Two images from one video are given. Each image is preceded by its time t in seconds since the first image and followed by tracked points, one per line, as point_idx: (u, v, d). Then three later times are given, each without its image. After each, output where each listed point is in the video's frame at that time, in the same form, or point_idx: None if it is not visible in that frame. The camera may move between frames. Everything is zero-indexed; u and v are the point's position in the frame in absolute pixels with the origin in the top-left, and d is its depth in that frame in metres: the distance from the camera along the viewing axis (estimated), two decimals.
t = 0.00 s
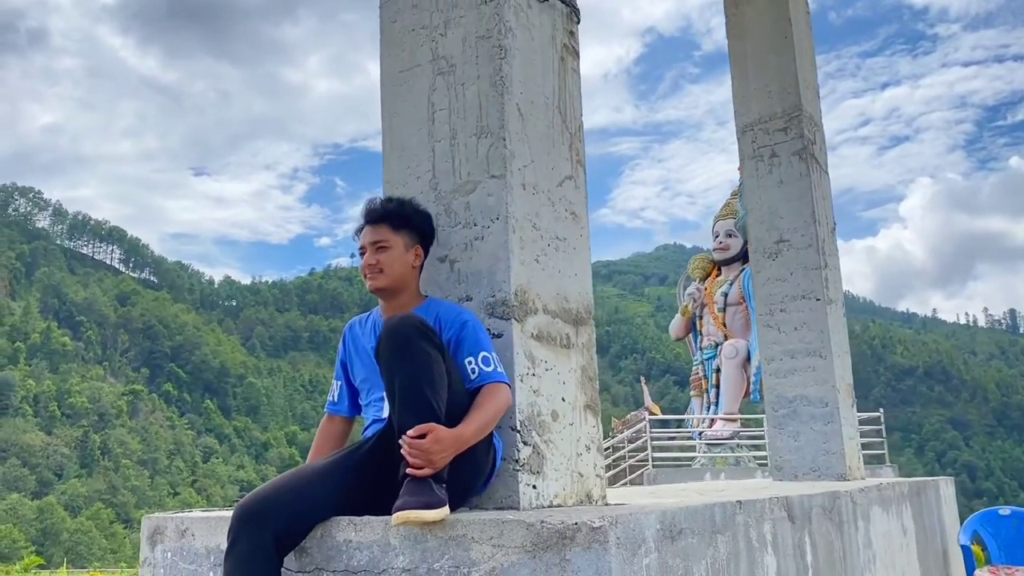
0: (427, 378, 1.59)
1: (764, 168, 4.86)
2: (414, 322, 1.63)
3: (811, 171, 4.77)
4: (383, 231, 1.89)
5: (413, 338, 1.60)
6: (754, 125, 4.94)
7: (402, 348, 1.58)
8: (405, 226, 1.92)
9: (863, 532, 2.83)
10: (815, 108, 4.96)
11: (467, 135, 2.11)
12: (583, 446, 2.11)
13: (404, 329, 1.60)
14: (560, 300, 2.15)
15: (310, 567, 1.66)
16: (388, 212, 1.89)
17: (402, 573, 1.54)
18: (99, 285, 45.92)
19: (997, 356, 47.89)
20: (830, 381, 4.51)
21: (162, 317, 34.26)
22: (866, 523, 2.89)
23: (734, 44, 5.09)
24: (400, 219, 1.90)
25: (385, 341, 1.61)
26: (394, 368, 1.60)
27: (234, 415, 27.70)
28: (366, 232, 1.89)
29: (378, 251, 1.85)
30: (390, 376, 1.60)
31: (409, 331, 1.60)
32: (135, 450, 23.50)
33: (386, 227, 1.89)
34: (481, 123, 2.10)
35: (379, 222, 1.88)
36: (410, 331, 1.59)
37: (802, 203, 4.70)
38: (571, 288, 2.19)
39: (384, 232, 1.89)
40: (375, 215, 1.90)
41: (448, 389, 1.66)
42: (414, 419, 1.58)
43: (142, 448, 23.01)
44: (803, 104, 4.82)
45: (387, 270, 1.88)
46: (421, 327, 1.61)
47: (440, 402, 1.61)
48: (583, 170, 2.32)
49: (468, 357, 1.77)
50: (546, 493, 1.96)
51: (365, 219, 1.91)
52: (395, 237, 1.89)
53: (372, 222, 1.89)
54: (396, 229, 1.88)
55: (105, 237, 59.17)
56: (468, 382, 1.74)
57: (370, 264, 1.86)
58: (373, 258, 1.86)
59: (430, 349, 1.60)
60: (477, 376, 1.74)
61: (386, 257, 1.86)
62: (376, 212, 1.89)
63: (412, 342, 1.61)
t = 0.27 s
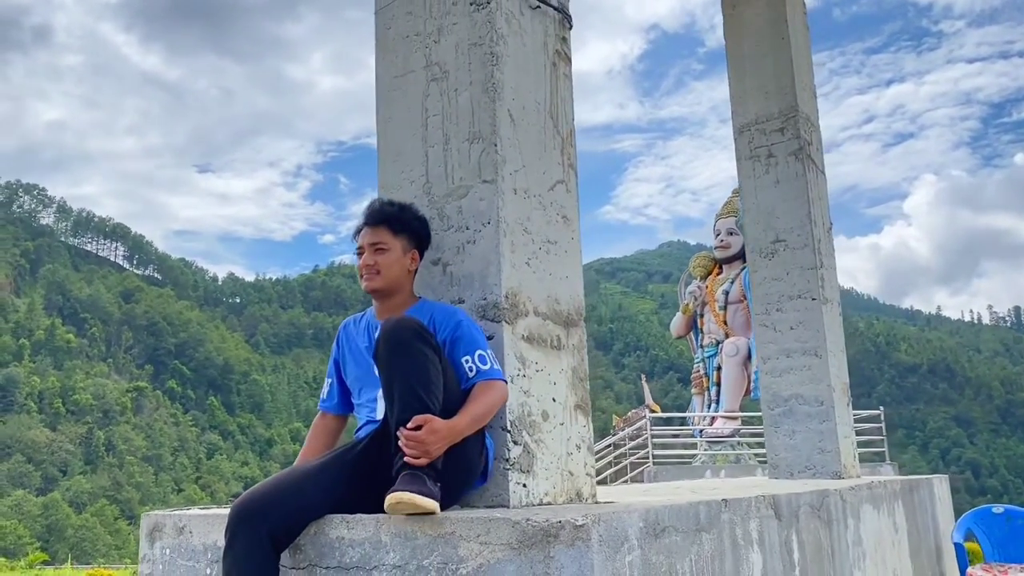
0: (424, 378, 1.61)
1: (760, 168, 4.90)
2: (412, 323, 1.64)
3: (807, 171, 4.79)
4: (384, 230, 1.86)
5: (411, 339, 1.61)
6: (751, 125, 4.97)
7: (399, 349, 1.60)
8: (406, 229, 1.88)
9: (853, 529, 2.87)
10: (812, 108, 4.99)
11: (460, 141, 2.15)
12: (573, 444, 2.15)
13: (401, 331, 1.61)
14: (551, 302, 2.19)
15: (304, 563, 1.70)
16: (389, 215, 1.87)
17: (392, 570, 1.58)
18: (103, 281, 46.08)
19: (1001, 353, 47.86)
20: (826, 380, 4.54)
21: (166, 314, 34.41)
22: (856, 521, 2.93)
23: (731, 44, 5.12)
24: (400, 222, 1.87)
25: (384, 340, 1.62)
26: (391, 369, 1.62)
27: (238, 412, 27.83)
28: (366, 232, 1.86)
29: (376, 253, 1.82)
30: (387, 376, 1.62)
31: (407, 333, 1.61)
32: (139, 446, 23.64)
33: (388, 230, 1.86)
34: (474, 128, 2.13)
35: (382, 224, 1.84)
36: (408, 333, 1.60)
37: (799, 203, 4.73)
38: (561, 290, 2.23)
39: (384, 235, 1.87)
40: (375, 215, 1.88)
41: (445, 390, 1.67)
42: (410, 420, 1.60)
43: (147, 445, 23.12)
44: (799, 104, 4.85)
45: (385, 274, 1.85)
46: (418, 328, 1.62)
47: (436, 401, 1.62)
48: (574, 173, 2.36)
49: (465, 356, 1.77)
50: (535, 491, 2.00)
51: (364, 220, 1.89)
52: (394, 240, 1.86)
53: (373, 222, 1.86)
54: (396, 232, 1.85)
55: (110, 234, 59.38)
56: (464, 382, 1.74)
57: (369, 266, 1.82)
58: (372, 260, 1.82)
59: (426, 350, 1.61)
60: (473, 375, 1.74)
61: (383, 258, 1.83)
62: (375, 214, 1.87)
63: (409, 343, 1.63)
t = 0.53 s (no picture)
0: (415, 380, 1.64)
1: (756, 169, 4.93)
2: (403, 327, 1.68)
3: (802, 172, 4.83)
4: (376, 235, 1.89)
5: (404, 340, 1.64)
6: (746, 127, 5.01)
7: (391, 351, 1.63)
8: (397, 234, 1.92)
9: (841, 527, 2.90)
10: (806, 110, 5.03)
11: (451, 146, 2.19)
12: (561, 444, 2.19)
13: (395, 334, 1.65)
14: (541, 304, 2.23)
15: (296, 560, 1.73)
16: (381, 219, 1.91)
17: (381, 567, 1.62)
18: (107, 279, 46.22)
19: (1004, 351, 47.82)
20: (820, 379, 4.57)
21: (169, 312, 34.53)
22: (844, 520, 2.97)
23: (726, 47, 5.16)
24: (392, 225, 1.91)
25: (377, 341, 1.65)
26: (383, 371, 1.65)
27: (242, 409, 27.91)
28: (357, 234, 1.90)
29: (367, 255, 1.86)
30: (380, 376, 1.64)
31: (400, 335, 1.64)
32: (143, 443, 23.73)
33: (377, 233, 1.92)
34: (465, 133, 2.17)
35: (372, 226, 1.89)
36: (401, 335, 1.63)
37: (793, 203, 4.77)
38: (550, 292, 2.27)
39: (376, 238, 1.92)
40: (371, 219, 1.92)
41: (437, 388, 1.70)
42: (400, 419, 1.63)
43: (150, 442, 23.17)
44: (794, 106, 4.88)
45: (373, 275, 1.90)
46: (412, 330, 1.65)
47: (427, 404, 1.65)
48: (564, 177, 2.40)
49: (455, 359, 1.81)
50: (524, 490, 2.04)
51: (358, 223, 1.93)
52: (385, 243, 1.90)
53: (366, 225, 1.90)
54: (387, 235, 1.89)
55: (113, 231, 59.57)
56: (454, 383, 1.78)
57: (358, 268, 1.87)
58: (361, 261, 1.87)
59: (417, 353, 1.64)
60: (462, 377, 1.78)
61: (373, 262, 1.87)
62: (368, 217, 1.91)
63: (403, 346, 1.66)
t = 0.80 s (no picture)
0: (402, 382, 1.66)
1: (751, 170, 4.97)
2: (391, 330, 1.71)
3: (797, 172, 4.86)
4: (367, 242, 1.93)
5: (391, 344, 1.67)
6: (742, 127, 5.04)
7: (378, 354, 1.66)
8: (386, 240, 1.95)
9: (829, 525, 2.94)
10: (802, 111, 5.06)
11: (442, 151, 2.23)
12: (549, 443, 2.23)
13: (382, 338, 1.68)
14: (529, 306, 2.28)
15: (287, 556, 1.77)
16: (372, 225, 1.95)
17: (368, 564, 1.67)
18: (111, 276, 46.40)
19: (1008, 349, 47.72)
20: (814, 378, 4.61)
21: (173, 308, 34.67)
22: (833, 518, 3.00)
23: (723, 49, 5.19)
24: (382, 232, 1.95)
25: (364, 344, 1.68)
26: (370, 373, 1.68)
27: (246, 406, 28.03)
28: (348, 240, 1.94)
29: (357, 261, 1.90)
30: (366, 379, 1.68)
31: (387, 339, 1.67)
32: (147, 440, 23.84)
33: (368, 238, 1.95)
34: (454, 138, 2.21)
35: (363, 232, 1.92)
36: (388, 339, 1.66)
37: (788, 203, 4.80)
38: (539, 294, 2.31)
39: (367, 244, 1.96)
40: (363, 224, 1.95)
41: (424, 391, 1.74)
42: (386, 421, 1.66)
43: (155, 439, 23.27)
44: (790, 107, 4.91)
45: (363, 280, 1.94)
46: (399, 334, 1.68)
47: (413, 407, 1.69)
48: (553, 181, 2.44)
49: (442, 362, 1.85)
50: (511, 488, 2.09)
51: (350, 228, 1.97)
52: (375, 250, 1.94)
53: (356, 232, 1.94)
54: (377, 241, 1.92)
55: (117, 228, 59.79)
56: (441, 386, 1.82)
57: (349, 274, 1.90)
58: (351, 268, 1.90)
59: (404, 356, 1.67)
60: (450, 379, 1.82)
61: (364, 269, 1.91)
62: (359, 223, 1.94)
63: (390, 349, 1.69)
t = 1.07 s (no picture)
0: (383, 381, 1.70)
1: (746, 170, 5.00)
2: (373, 330, 1.75)
3: (792, 172, 4.89)
4: (355, 243, 1.96)
5: (372, 344, 1.71)
6: (737, 128, 5.07)
7: (360, 353, 1.70)
8: (374, 242, 1.99)
9: (815, 522, 2.98)
10: (796, 112, 5.09)
11: (431, 153, 2.27)
12: (536, 441, 2.28)
13: (363, 339, 1.72)
14: (517, 306, 2.32)
15: (275, 551, 1.80)
16: (360, 229, 1.98)
17: (354, 559, 1.71)
18: (116, 274, 46.63)
19: (1013, 348, 47.70)
20: (808, 377, 4.64)
21: (178, 306, 34.85)
22: (819, 515, 3.04)
23: (718, 50, 5.23)
24: (370, 234, 1.99)
25: (347, 344, 1.72)
26: (353, 371, 1.72)
27: (250, 403, 28.19)
28: (337, 243, 1.98)
29: (345, 263, 1.93)
30: (350, 378, 1.71)
31: (368, 338, 1.71)
32: (151, 437, 23.95)
33: (356, 240, 1.99)
34: (443, 142, 2.25)
35: (351, 234, 1.96)
36: (370, 338, 1.70)
37: (782, 204, 4.84)
38: (527, 294, 2.36)
39: (355, 246, 2.00)
40: (351, 227, 1.99)
41: (408, 390, 1.78)
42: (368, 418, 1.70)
43: (159, 436, 23.40)
44: (784, 109, 4.94)
45: (350, 281, 1.97)
46: (380, 334, 1.72)
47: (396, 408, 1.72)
48: (541, 184, 2.48)
49: (431, 362, 1.88)
50: (497, 485, 2.13)
51: (338, 231, 2.01)
52: (363, 252, 1.98)
53: (345, 235, 1.98)
54: (364, 243, 1.96)
55: (122, 227, 60.06)
56: (427, 387, 1.86)
57: (336, 275, 1.94)
58: (339, 270, 1.94)
59: (386, 355, 1.71)
60: (437, 380, 1.86)
61: (352, 270, 1.94)
62: (348, 226, 1.98)
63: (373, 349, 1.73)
